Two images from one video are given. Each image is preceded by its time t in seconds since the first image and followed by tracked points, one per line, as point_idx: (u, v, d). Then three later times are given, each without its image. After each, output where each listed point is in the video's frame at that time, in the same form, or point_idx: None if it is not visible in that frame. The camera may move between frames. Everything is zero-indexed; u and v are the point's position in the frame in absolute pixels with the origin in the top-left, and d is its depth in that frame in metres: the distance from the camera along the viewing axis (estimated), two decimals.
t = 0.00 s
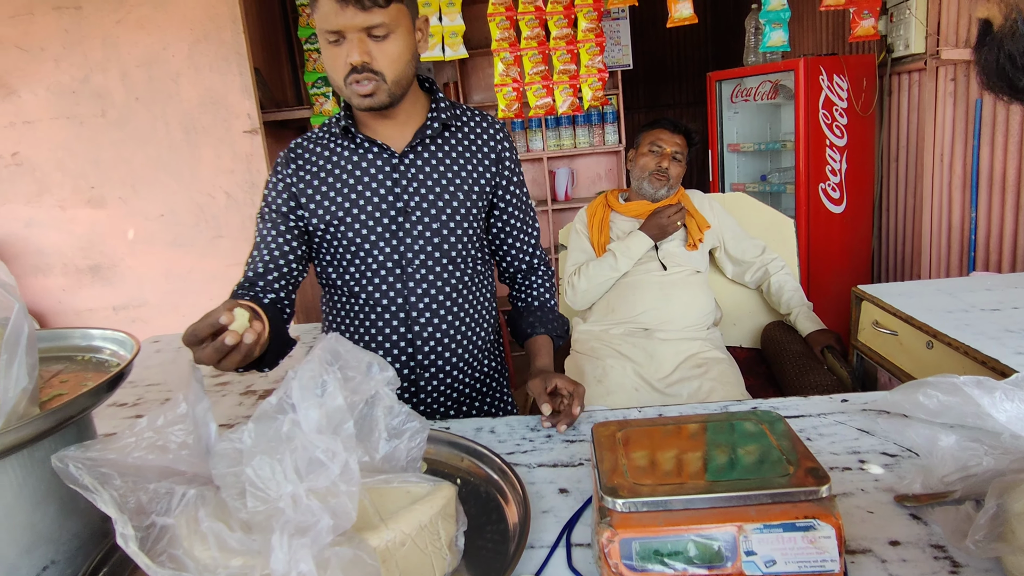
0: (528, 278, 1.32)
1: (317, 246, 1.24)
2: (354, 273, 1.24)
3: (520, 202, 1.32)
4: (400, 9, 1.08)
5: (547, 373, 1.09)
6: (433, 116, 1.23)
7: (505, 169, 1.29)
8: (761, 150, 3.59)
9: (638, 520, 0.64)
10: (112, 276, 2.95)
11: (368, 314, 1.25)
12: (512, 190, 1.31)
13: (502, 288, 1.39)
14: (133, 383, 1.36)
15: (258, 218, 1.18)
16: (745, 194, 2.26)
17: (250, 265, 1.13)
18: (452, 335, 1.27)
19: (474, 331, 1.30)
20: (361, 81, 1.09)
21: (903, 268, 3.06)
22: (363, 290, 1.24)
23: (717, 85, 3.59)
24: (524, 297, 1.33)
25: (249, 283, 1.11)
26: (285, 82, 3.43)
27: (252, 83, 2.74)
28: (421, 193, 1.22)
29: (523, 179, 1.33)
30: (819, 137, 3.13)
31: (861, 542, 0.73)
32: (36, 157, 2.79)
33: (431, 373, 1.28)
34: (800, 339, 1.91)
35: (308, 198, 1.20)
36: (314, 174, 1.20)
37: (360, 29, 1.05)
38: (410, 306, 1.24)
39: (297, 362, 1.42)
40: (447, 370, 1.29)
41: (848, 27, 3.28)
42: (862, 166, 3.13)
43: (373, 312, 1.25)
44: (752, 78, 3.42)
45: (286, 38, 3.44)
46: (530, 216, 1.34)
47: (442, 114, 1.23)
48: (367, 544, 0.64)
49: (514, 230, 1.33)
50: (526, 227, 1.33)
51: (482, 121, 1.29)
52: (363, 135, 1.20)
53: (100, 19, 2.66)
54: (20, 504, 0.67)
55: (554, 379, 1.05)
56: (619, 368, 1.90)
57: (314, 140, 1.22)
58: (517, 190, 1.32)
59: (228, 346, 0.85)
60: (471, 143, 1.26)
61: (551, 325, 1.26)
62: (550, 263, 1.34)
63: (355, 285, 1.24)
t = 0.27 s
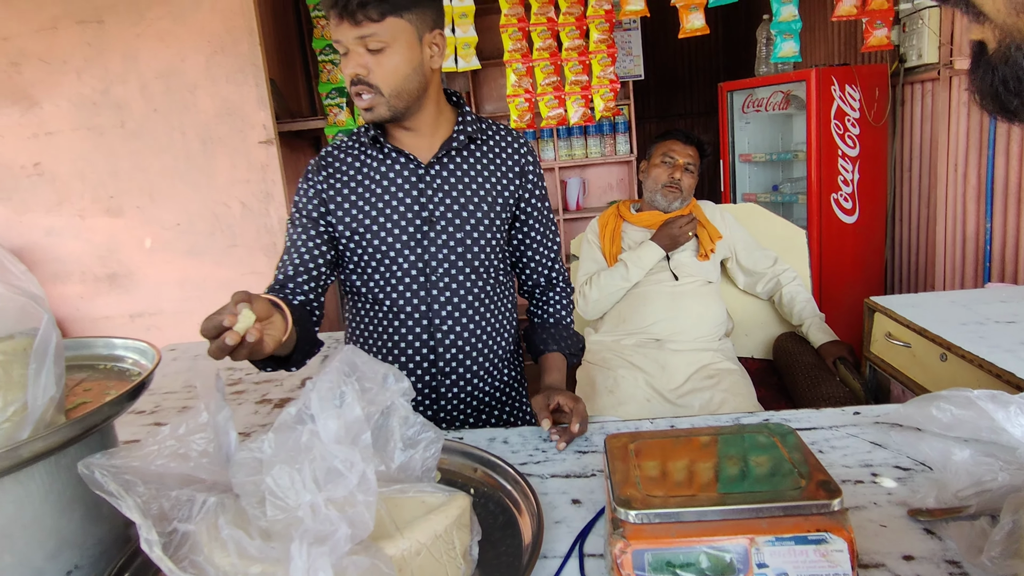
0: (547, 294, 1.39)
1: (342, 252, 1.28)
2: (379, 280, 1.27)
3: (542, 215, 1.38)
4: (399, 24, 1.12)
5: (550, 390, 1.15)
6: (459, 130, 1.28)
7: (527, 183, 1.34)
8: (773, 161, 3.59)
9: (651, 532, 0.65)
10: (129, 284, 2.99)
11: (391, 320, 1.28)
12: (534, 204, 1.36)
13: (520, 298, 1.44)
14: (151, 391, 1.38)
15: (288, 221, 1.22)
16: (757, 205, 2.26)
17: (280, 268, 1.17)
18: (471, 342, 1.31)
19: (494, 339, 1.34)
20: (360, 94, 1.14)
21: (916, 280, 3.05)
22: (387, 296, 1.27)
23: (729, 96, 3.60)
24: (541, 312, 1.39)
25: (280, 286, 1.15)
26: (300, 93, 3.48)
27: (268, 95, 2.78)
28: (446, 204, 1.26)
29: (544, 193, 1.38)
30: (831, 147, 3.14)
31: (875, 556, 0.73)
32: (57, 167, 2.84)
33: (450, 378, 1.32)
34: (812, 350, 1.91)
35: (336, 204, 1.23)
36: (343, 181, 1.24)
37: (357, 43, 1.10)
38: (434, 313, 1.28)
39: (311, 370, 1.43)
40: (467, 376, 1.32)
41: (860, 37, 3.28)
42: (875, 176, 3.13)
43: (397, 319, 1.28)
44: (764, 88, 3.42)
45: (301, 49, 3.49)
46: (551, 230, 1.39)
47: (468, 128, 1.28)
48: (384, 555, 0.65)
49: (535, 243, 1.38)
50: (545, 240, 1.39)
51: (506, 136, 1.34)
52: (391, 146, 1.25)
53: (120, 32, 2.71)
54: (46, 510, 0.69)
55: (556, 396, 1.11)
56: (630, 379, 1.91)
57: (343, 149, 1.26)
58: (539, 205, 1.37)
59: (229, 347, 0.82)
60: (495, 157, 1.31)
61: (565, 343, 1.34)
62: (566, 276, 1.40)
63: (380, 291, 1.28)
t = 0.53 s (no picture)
0: (565, 298, 1.40)
1: (364, 256, 1.28)
2: (402, 283, 1.28)
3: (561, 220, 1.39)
4: (449, 25, 1.19)
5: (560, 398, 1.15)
6: (480, 134, 1.30)
7: (547, 188, 1.36)
8: (785, 168, 3.58)
9: (663, 540, 0.64)
10: (143, 290, 3.02)
11: (415, 323, 1.29)
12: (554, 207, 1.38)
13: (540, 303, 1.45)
14: (164, 396, 1.39)
15: (311, 225, 1.23)
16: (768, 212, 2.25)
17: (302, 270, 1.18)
18: (494, 345, 1.31)
19: (516, 342, 1.34)
20: (413, 90, 1.18)
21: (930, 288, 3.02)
22: (411, 299, 1.28)
23: (740, 103, 3.59)
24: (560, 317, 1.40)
25: (303, 286, 1.16)
26: (312, 101, 3.51)
27: (281, 103, 2.80)
28: (469, 208, 1.28)
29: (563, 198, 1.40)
30: (843, 154, 3.11)
31: (891, 567, 0.72)
32: (73, 174, 2.88)
33: (474, 382, 1.32)
34: (825, 358, 1.90)
35: (360, 209, 1.25)
36: (366, 187, 1.26)
37: (412, 42, 1.16)
38: (458, 316, 1.29)
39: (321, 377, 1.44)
40: (490, 380, 1.32)
41: (872, 44, 3.27)
42: (888, 184, 3.10)
43: (422, 323, 1.29)
44: (775, 96, 3.41)
45: (313, 58, 3.52)
46: (570, 235, 1.41)
47: (490, 132, 1.30)
48: (395, 560, 0.65)
49: (555, 247, 1.39)
50: (565, 245, 1.40)
51: (526, 141, 1.36)
52: (414, 151, 1.27)
53: (136, 41, 2.75)
54: (61, 513, 0.69)
55: (566, 404, 1.11)
56: (641, 386, 1.90)
57: (365, 155, 1.28)
58: (558, 210, 1.39)
59: (272, 321, 0.85)
60: (516, 162, 1.33)
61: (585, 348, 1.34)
62: (586, 281, 1.41)
63: (403, 294, 1.28)
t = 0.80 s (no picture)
0: (576, 302, 1.41)
1: (380, 256, 1.28)
2: (420, 284, 1.28)
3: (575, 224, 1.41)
4: (479, 29, 1.22)
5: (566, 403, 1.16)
6: (498, 137, 1.31)
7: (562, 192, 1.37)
8: (790, 172, 3.57)
9: (667, 545, 0.64)
10: (150, 294, 3.04)
11: (432, 324, 1.29)
12: (568, 212, 1.39)
13: (552, 306, 1.45)
14: (170, 399, 1.39)
15: (326, 223, 1.22)
16: (774, 217, 2.25)
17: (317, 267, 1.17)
18: (510, 347, 1.32)
19: (532, 344, 1.34)
20: (446, 91, 1.19)
21: (938, 292, 3.01)
22: (429, 300, 1.28)
23: (745, 107, 3.58)
24: (570, 322, 1.41)
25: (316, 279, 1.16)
26: (318, 106, 3.53)
27: (287, 107, 2.81)
28: (486, 210, 1.28)
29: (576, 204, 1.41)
30: (849, 158, 3.10)
31: (897, 573, 0.72)
32: (81, 179, 2.90)
33: (489, 384, 1.32)
34: (832, 362, 1.89)
35: (377, 209, 1.25)
36: (383, 187, 1.26)
37: (446, 43, 1.18)
38: (476, 318, 1.29)
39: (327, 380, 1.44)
40: (505, 382, 1.32)
41: (879, 47, 3.26)
42: (894, 188, 3.09)
43: (438, 324, 1.29)
44: (781, 99, 3.40)
45: (319, 63, 3.54)
46: (583, 239, 1.42)
47: (508, 136, 1.31)
48: (398, 564, 0.65)
49: (568, 251, 1.40)
50: (578, 249, 1.41)
51: (541, 146, 1.38)
52: (432, 153, 1.27)
53: (144, 47, 2.77)
54: (66, 516, 0.69)
55: (570, 407, 1.13)
56: (647, 391, 1.90)
57: (381, 156, 1.28)
58: (572, 214, 1.40)
59: (287, 310, 0.84)
60: (532, 166, 1.34)
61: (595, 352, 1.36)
62: (598, 285, 1.43)
63: (421, 295, 1.28)
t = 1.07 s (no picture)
0: (579, 303, 1.41)
1: (385, 256, 1.28)
2: (425, 284, 1.28)
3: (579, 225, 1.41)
4: (488, 31, 1.22)
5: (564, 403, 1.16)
6: (503, 138, 1.32)
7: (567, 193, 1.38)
8: (790, 173, 3.58)
9: (664, 545, 0.64)
10: (149, 296, 3.04)
11: (438, 324, 1.29)
12: (573, 213, 1.40)
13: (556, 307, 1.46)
14: (169, 400, 1.40)
15: (331, 222, 1.22)
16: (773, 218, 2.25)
17: (322, 264, 1.16)
18: (515, 347, 1.32)
19: (536, 345, 1.34)
20: (455, 92, 1.19)
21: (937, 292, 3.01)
22: (434, 299, 1.28)
23: (745, 108, 3.58)
24: (574, 322, 1.42)
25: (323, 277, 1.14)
26: (318, 107, 3.53)
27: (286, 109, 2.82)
28: (492, 210, 1.29)
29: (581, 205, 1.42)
30: (849, 159, 3.10)
31: (894, 572, 0.72)
32: (81, 181, 2.90)
33: (494, 384, 1.32)
34: (831, 363, 1.89)
35: (382, 209, 1.25)
36: (389, 187, 1.26)
37: (456, 44, 1.18)
38: (481, 318, 1.29)
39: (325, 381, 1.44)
40: (510, 382, 1.32)
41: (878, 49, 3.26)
42: (894, 189, 3.09)
43: (443, 324, 1.29)
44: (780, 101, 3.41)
45: (319, 65, 3.54)
46: (588, 240, 1.43)
47: (513, 136, 1.32)
48: (394, 563, 0.65)
49: (573, 251, 1.41)
50: (582, 250, 1.42)
51: (546, 147, 1.38)
52: (438, 153, 1.27)
53: (144, 49, 2.77)
54: (63, 516, 0.69)
55: (568, 408, 1.13)
56: (646, 392, 1.90)
57: (386, 156, 1.28)
58: (577, 215, 1.40)
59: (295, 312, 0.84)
60: (537, 167, 1.35)
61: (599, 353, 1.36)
62: (602, 286, 1.43)
63: (426, 294, 1.28)
